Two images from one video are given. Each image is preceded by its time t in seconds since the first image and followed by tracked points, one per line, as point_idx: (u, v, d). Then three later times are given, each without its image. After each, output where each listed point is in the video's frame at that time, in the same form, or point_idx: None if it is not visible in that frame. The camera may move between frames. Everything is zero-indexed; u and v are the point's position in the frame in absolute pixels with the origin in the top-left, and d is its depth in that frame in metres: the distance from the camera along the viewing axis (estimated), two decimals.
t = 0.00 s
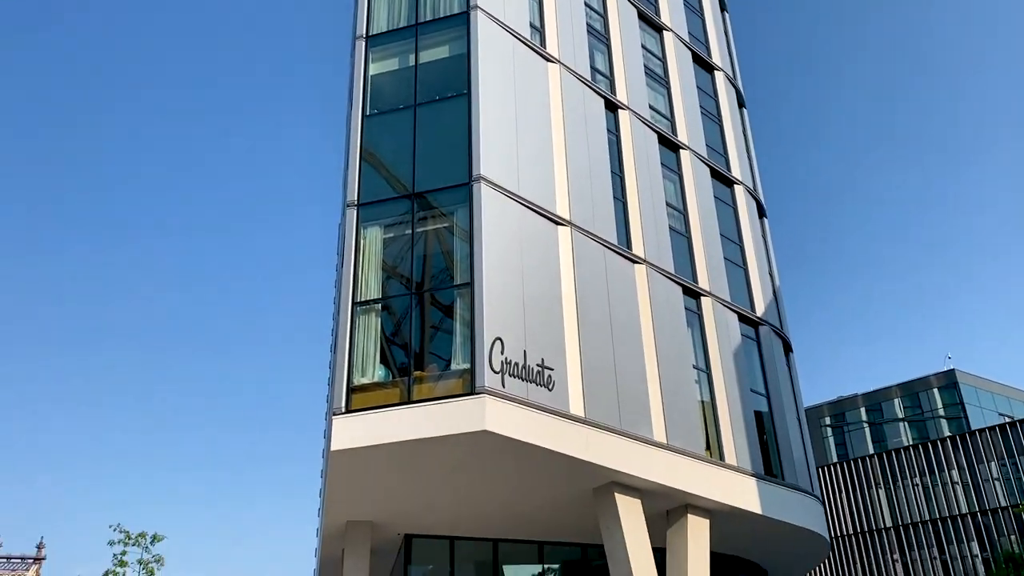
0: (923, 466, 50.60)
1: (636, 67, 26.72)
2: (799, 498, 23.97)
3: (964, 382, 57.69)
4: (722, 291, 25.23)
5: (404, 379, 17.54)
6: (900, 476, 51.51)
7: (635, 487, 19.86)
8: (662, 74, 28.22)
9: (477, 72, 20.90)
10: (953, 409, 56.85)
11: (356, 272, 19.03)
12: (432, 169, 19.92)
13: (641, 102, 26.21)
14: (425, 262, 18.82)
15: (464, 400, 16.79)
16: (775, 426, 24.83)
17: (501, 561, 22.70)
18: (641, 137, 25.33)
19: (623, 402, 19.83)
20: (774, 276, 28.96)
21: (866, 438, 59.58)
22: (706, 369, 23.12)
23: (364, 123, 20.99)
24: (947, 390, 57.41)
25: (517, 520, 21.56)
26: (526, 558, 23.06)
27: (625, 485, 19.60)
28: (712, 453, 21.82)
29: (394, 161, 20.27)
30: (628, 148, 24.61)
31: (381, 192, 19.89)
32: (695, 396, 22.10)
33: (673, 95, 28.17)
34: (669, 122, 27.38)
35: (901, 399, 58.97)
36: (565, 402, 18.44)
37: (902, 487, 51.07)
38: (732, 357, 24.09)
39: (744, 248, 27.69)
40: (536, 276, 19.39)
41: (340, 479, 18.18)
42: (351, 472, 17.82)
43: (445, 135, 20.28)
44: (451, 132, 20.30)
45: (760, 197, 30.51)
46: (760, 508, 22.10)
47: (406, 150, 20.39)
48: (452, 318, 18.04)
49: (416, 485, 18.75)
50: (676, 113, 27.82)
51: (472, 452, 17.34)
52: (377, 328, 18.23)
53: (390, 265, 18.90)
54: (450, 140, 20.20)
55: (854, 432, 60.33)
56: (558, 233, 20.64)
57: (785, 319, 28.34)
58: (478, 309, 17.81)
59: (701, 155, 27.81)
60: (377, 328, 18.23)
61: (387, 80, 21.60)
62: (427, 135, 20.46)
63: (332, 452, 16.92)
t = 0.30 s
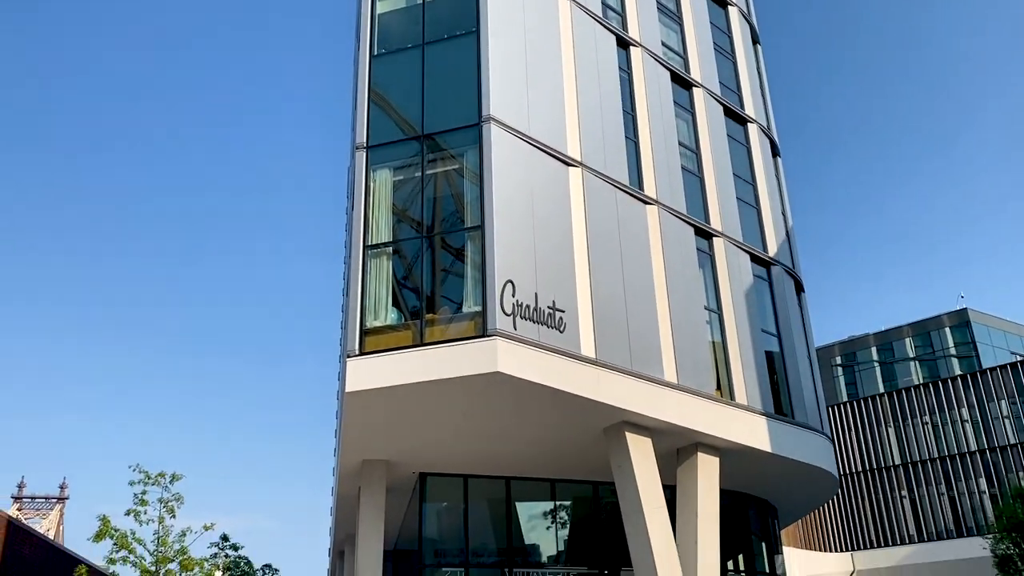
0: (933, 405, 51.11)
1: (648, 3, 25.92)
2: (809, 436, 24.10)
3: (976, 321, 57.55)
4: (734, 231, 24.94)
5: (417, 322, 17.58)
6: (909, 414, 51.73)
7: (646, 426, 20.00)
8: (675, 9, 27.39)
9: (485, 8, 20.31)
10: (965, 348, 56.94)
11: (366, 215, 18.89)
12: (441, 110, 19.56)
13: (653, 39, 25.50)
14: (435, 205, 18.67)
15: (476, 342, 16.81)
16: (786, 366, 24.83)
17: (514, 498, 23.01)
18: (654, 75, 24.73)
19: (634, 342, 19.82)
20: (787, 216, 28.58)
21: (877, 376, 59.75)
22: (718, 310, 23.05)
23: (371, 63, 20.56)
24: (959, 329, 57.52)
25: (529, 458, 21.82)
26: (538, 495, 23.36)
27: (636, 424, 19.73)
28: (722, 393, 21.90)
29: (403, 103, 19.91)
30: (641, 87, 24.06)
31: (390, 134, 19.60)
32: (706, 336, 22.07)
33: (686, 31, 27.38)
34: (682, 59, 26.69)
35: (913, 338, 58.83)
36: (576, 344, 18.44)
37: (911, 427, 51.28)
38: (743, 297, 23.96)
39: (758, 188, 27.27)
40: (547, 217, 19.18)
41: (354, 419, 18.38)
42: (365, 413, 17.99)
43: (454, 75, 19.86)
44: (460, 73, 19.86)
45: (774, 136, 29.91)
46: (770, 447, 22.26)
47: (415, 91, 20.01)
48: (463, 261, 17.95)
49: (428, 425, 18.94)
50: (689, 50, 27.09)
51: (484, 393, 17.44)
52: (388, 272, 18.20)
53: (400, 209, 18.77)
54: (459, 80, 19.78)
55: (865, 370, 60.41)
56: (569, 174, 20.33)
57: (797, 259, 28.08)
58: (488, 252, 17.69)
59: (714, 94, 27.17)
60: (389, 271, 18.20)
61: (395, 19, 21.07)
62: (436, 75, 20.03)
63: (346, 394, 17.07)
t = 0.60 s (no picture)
0: (941, 351, 51.82)
1: None
2: (819, 384, 24.10)
3: (988, 268, 57.13)
4: (746, 179, 24.54)
5: (426, 273, 17.48)
6: (918, 361, 52.23)
7: (655, 375, 20.00)
8: None
9: None
10: (976, 295, 56.72)
11: (374, 165, 18.64)
12: (448, 57, 19.13)
13: None
14: (443, 155, 18.42)
15: (486, 293, 16.71)
16: (796, 314, 24.69)
17: (524, 446, 23.22)
18: (665, 19, 24.07)
19: (644, 291, 19.70)
20: (798, 164, 28.12)
21: (887, 324, 59.55)
22: (728, 259, 22.85)
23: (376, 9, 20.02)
24: (970, 276, 57.13)
25: (539, 407, 21.94)
26: (548, 443, 23.56)
27: (645, 373, 19.73)
28: (731, 341, 21.84)
29: (409, 50, 19.48)
30: (652, 31, 23.45)
31: (397, 82, 19.21)
32: (716, 286, 21.90)
33: None
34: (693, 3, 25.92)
35: (923, 285, 58.39)
36: (586, 294, 18.33)
37: (919, 374, 51.78)
38: (754, 246, 23.71)
39: (769, 135, 26.76)
40: (557, 166, 18.87)
41: (364, 369, 18.42)
42: (375, 362, 18.02)
43: (460, 21, 19.37)
44: (467, 18, 19.36)
45: (786, 82, 29.25)
46: (779, 395, 22.28)
47: (421, 38, 19.55)
48: (472, 212, 17.75)
49: (439, 375, 19.02)
50: None
51: (494, 343, 17.42)
52: (397, 224, 18.03)
53: (408, 159, 18.53)
54: (466, 26, 19.30)
55: (875, 318, 60.12)
56: (579, 122, 19.94)
57: (809, 207, 27.71)
58: (498, 202, 17.48)
59: (726, 38, 26.46)
60: (398, 222, 18.06)
61: None
62: (442, 21, 19.54)
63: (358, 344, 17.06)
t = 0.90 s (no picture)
0: (952, 300, 50.53)
1: None
2: (828, 333, 24.01)
3: (1001, 216, 56.17)
4: (758, 128, 24.10)
5: (435, 224, 17.35)
6: (928, 310, 51.42)
7: (665, 326, 19.96)
8: None
9: None
10: (988, 245, 55.93)
11: (382, 114, 18.37)
12: (455, 3, 18.67)
13: None
14: (451, 104, 18.15)
15: (495, 244, 16.57)
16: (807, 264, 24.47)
17: (533, 395, 23.38)
18: None
19: (653, 241, 19.53)
20: (811, 111, 27.57)
21: (897, 274, 59.18)
22: (739, 209, 22.60)
23: None
24: (983, 224, 56.26)
25: (548, 357, 22.01)
26: (557, 392, 23.70)
27: (654, 323, 19.68)
28: (741, 291, 21.72)
29: None
30: None
31: (403, 29, 18.79)
32: (727, 236, 21.69)
33: None
34: None
35: (935, 235, 57.83)
36: (595, 245, 18.18)
37: (929, 322, 51.08)
38: (766, 195, 23.40)
39: (782, 82, 26.19)
40: (566, 115, 18.53)
41: (374, 320, 18.44)
42: (386, 313, 18.01)
43: None
44: None
45: (799, 27, 28.51)
46: (789, 344, 22.23)
47: None
48: (480, 163, 17.53)
49: (449, 325, 19.05)
50: None
51: (503, 295, 17.37)
52: (405, 173, 17.90)
53: (416, 108, 18.28)
54: None
55: (885, 268, 59.75)
56: (588, 70, 19.52)
57: (821, 155, 27.26)
58: (506, 152, 17.24)
59: None
60: (406, 173, 17.88)
61: None
62: None
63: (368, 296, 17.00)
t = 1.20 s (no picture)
0: (964, 258, 49.66)
1: None
2: (839, 291, 23.78)
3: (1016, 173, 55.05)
4: (770, 83, 23.60)
5: (443, 182, 17.13)
6: (939, 268, 50.72)
7: (674, 284, 19.79)
8: None
9: None
10: (1001, 203, 54.73)
11: (389, 71, 18.07)
12: None
13: None
14: (459, 61, 17.81)
15: (504, 202, 16.35)
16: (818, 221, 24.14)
17: (542, 354, 23.39)
18: None
19: (663, 199, 19.27)
20: (824, 66, 26.95)
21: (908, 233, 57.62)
22: (750, 165, 22.24)
23: None
24: (997, 181, 54.94)
25: (557, 317, 21.98)
26: (566, 351, 23.69)
27: (664, 282, 19.52)
28: (751, 249, 21.48)
29: None
30: None
31: None
32: (738, 193, 21.38)
33: None
34: None
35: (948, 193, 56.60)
36: (604, 202, 17.95)
37: (940, 280, 50.40)
38: (778, 152, 23.01)
39: (795, 36, 25.57)
40: (575, 70, 18.14)
41: (383, 278, 18.32)
42: (396, 272, 17.88)
43: None
44: None
45: None
46: (799, 303, 22.05)
47: None
48: (489, 120, 17.25)
49: (458, 284, 18.96)
50: None
51: (513, 253, 17.21)
52: (413, 130, 17.67)
53: (423, 65, 17.96)
54: None
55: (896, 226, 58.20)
56: (598, 23, 19.06)
57: (833, 111, 26.72)
58: (515, 108, 16.95)
59: None
60: (414, 131, 17.64)
61: None
62: None
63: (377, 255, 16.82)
